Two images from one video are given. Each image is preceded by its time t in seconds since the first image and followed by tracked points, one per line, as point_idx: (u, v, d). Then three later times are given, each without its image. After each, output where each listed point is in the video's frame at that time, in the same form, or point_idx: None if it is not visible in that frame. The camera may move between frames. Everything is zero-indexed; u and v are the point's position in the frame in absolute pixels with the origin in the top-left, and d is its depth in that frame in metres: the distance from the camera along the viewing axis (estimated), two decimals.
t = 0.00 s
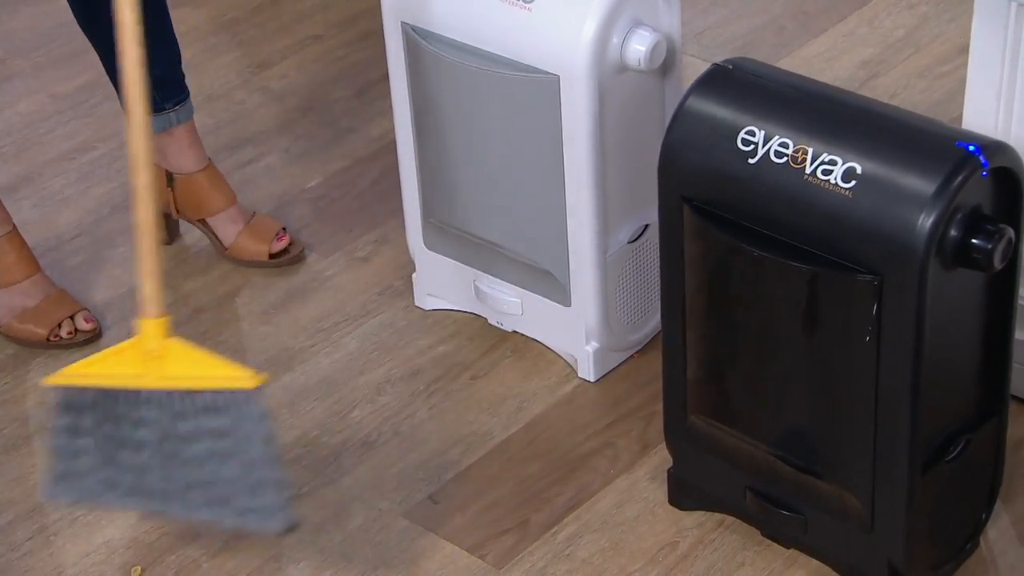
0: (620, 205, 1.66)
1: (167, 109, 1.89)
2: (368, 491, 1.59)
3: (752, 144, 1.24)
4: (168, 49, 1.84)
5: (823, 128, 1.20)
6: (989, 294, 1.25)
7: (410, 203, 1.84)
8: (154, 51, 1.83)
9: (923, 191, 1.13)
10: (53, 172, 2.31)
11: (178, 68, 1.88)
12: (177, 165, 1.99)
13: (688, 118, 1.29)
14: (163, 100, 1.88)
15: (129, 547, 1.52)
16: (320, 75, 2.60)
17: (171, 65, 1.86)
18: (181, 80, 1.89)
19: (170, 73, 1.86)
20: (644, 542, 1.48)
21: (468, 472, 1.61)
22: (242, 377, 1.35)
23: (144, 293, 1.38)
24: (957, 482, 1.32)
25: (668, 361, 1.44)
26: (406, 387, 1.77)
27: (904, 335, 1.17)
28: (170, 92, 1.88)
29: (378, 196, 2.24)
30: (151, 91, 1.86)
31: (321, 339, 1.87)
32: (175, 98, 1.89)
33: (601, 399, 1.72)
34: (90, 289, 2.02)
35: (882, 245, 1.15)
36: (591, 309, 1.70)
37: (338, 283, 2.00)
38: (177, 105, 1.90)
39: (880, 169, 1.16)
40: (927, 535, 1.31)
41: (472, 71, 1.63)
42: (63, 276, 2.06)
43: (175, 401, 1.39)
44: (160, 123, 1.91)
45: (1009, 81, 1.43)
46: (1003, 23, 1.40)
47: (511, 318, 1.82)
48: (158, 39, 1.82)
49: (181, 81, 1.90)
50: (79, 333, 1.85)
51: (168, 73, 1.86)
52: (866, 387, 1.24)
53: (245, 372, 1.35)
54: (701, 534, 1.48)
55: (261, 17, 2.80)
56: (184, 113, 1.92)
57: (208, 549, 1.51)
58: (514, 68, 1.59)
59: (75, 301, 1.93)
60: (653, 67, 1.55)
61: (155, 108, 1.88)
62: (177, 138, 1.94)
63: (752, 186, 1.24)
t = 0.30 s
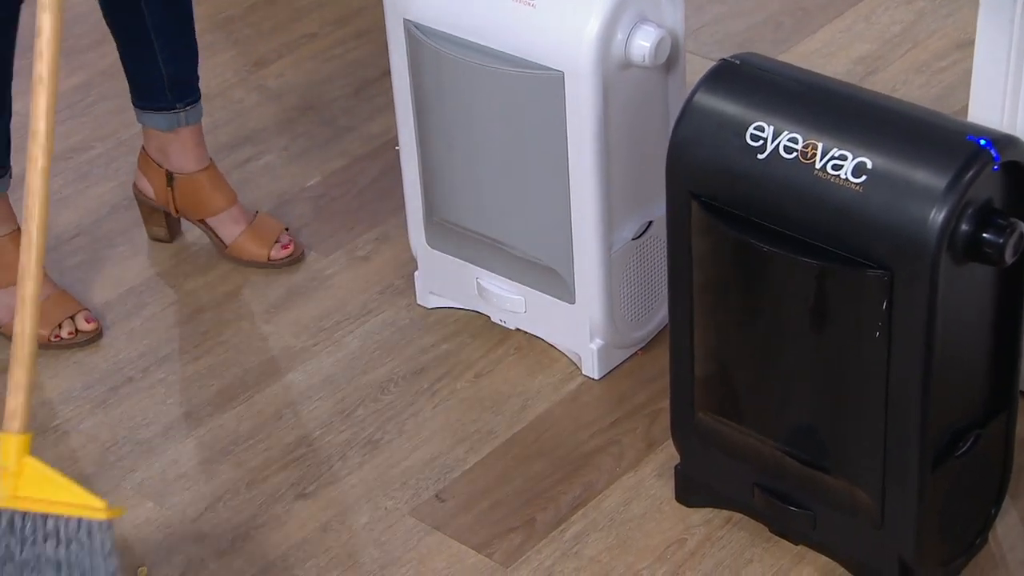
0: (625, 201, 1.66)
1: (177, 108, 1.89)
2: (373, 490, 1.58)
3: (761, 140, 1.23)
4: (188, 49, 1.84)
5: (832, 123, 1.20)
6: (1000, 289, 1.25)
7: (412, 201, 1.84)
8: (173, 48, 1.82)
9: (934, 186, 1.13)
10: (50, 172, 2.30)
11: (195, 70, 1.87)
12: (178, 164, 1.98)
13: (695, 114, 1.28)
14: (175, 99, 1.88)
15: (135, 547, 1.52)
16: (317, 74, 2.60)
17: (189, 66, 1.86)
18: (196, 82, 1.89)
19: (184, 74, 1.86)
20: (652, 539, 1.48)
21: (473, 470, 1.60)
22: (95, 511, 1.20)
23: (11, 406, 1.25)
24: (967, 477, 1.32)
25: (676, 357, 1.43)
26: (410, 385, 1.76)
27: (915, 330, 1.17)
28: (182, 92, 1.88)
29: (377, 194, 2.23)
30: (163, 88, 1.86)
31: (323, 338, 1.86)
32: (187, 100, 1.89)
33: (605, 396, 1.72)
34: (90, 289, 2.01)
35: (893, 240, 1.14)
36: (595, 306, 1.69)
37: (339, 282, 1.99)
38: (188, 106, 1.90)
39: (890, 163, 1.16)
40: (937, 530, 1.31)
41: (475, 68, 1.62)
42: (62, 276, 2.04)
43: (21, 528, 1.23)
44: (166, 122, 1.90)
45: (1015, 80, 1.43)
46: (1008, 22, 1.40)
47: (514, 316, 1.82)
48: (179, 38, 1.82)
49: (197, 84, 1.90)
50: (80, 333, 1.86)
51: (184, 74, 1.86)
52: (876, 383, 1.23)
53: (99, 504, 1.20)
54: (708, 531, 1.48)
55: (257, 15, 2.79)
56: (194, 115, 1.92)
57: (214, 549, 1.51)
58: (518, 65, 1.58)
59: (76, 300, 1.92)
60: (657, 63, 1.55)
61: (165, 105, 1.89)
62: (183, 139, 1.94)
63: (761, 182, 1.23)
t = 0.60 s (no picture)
0: (629, 197, 1.65)
1: (191, 105, 1.89)
2: (381, 488, 1.57)
3: (770, 134, 1.23)
4: (211, 48, 1.84)
5: (841, 117, 1.20)
6: (1009, 282, 1.25)
7: (415, 198, 1.83)
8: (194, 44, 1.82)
9: (945, 179, 1.12)
10: (49, 171, 2.29)
11: (213, 69, 1.86)
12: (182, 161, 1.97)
13: (704, 109, 1.28)
14: (190, 96, 1.88)
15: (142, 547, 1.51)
16: (314, 72, 2.59)
17: (207, 63, 1.85)
18: (213, 82, 1.89)
19: (201, 71, 1.85)
20: (660, 535, 1.48)
21: (479, 467, 1.60)
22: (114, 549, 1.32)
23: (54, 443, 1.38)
24: (976, 470, 1.32)
25: (683, 352, 1.43)
26: (414, 383, 1.76)
27: (926, 323, 1.17)
28: (198, 90, 1.87)
29: (378, 192, 2.23)
30: (179, 83, 1.85)
31: (327, 336, 1.86)
32: (202, 98, 1.88)
33: (610, 393, 1.72)
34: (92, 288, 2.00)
35: (904, 233, 1.14)
36: (600, 302, 1.69)
37: (341, 280, 1.99)
38: (202, 105, 1.89)
39: (901, 157, 1.15)
40: (946, 523, 1.31)
41: (479, 63, 1.62)
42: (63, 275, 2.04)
43: (56, 559, 1.36)
44: (179, 117, 1.90)
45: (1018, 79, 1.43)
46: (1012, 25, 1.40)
47: (518, 313, 1.81)
48: (202, 37, 1.81)
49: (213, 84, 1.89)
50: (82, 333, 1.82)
51: (203, 72, 1.86)
52: (886, 377, 1.23)
53: (119, 545, 1.32)
54: (716, 526, 1.48)
55: (253, 13, 2.79)
56: (208, 115, 1.91)
57: (222, 548, 1.51)
58: (523, 61, 1.58)
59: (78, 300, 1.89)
60: (662, 58, 1.55)
61: (180, 101, 1.88)
62: (192, 137, 1.94)
63: (771, 177, 1.23)
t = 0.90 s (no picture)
0: (634, 191, 1.65)
1: (192, 101, 1.88)
2: (388, 484, 1.57)
3: (779, 126, 1.23)
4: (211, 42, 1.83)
5: (851, 109, 1.20)
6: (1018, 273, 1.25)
7: (418, 193, 1.83)
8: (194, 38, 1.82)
9: (956, 171, 1.13)
10: (48, 168, 2.29)
11: (213, 65, 1.86)
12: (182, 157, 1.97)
13: (713, 102, 1.28)
14: (190, 91, 1.87)
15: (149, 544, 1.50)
16: (312, 68, 2.59)
17: (208, 59, 1.85)
18: (214, 77, 1.88)
19: (202, 66, 1.85)
20: (668, 529, 1.48)
21: (485, 462, 1.60)
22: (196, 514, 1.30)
23: (129, 415, 1.36)
24: (985, 461, 1.32)
25: (690, 345, 1.43)
26: (418, 378, 1.75)
27: (936, 314, 1.17)
28: (198, 85, 1.87)
29: (378, 187, 2.23)
30: (179, 77, 1.85)
31: (330, 331, 1.86)
32: (202, 94, 1.88)
33: (615, 387, 1.72)
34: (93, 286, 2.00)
35: (915, 225, 1.14)
36: (605, 296, 1.69)
37: (343, 276, 1.98)
38: (203, 101, 1.89)
39: (911, 148, 1.16)
40: (956, 514, 1.31)
41: (483, 58, 1.62)
42: (64, 272, 2.04)
43: (136, 528, 1.33)
44: (179, 113, 1.89)
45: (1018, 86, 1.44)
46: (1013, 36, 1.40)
47: (522, 308, 1.81)
48: (202, 31, 1.81)
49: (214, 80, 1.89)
50: (82, 330, 1.81)
51: (202, 66, 1.85)
52: (896, 369, 1.24)
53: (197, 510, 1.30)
54: (724, 519, 1.48)
55: (249, 9, 2.78)
56: (208, 111, 1.91)
57: (230, 543, 1.50)
58: (527, 55, 1.58)
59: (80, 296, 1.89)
60: (667, 51, 1.55)
61: (180, 95, 1.88)
62: (193, 133, 1.93)
63: (780, 169, 1.23)
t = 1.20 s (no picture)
0: (635, 179, 1.66)
1: (181, 90, 1.89)
2: (392, 474, 1.57)
3: (785, 113, 1.24)
4: (194, 31, 1.84)
5: (856, 94, 1.20)
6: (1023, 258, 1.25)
7: (419, 184, 1.83)
8: (177, 28, 1.82)
9: (962, 155, 1.13)
10: (45, 162, 2.28)
11: (201, 53, 1.87)
12: (182, 148, 1.98)
13: (718, 89, 1.28)
14: (179, 81, 1.88)
15: (155, 534, 1.48)
16: (307, 60, 2.58)
17: (194, 46, 1.85)
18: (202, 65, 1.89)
19: (189, 56, 1.86)
20: (673, 515, 1.48)
21: (489, 451, 1.60)
22: (306, 420, 1.34)
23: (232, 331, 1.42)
24: (990, 445, 1.32)
25: (695, 334, 1.43)
26: (421, 369, 1.76)
27: (942, 298, 1.17)
28: (186, 74, 1.88)
29: (377, 178, 2.23)
30: (167, 67, 1.86)
31: (331, 323, 1.86)
32: (191, 83, 1.89)
33: (617, 376, 1.72)
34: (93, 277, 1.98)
35: (922, 209, 1.15)
36: (607, 285, 1.69)
37: (343, 268, 1.98)
38: (192, 90, 1.90)
39: (917, 134, 1.16)
40: (961, 499, 1.32)
41: (484, 47, 1.62)
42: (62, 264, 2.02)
43: (252, 436, 1.39)
44: (170, 104, 1.91)
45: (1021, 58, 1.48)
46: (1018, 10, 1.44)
47: (523, 298, 1.82)
48: (183, 20, 1.82)
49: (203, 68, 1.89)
50: (74, 310, 1.85)
51: (188, 55, 1.86)
52: (902, 354, 1.24)
53: (306, 415, 1.34)
54: (729, 506, 1.48)
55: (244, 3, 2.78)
56: (198, 99, 1.92)
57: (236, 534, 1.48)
58: (529, 44, 1.58)
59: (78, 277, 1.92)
60: (669, 40, 1.55)
61: (169, 86, 1.89)
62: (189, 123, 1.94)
63: (787, 155, 1.23)
